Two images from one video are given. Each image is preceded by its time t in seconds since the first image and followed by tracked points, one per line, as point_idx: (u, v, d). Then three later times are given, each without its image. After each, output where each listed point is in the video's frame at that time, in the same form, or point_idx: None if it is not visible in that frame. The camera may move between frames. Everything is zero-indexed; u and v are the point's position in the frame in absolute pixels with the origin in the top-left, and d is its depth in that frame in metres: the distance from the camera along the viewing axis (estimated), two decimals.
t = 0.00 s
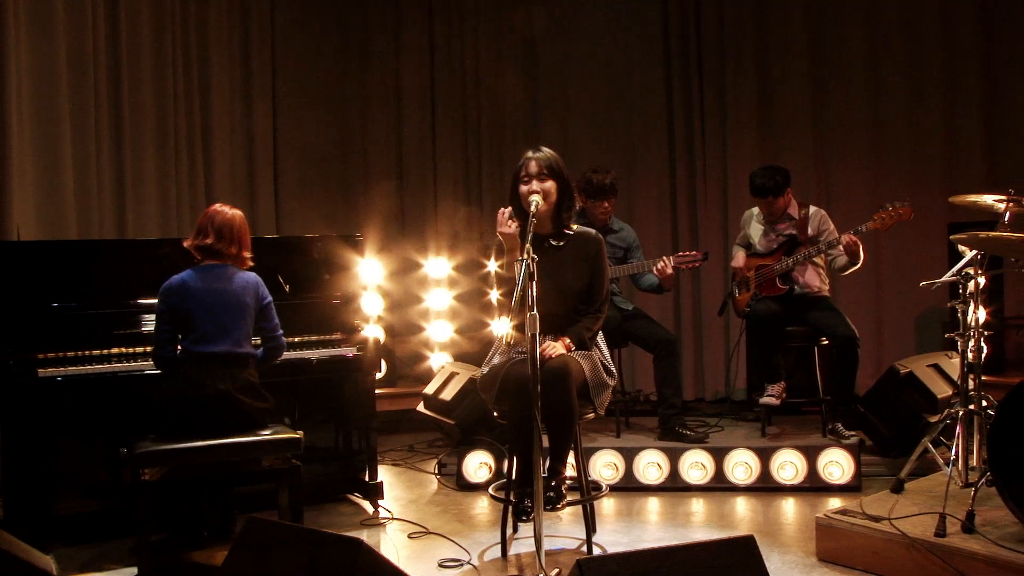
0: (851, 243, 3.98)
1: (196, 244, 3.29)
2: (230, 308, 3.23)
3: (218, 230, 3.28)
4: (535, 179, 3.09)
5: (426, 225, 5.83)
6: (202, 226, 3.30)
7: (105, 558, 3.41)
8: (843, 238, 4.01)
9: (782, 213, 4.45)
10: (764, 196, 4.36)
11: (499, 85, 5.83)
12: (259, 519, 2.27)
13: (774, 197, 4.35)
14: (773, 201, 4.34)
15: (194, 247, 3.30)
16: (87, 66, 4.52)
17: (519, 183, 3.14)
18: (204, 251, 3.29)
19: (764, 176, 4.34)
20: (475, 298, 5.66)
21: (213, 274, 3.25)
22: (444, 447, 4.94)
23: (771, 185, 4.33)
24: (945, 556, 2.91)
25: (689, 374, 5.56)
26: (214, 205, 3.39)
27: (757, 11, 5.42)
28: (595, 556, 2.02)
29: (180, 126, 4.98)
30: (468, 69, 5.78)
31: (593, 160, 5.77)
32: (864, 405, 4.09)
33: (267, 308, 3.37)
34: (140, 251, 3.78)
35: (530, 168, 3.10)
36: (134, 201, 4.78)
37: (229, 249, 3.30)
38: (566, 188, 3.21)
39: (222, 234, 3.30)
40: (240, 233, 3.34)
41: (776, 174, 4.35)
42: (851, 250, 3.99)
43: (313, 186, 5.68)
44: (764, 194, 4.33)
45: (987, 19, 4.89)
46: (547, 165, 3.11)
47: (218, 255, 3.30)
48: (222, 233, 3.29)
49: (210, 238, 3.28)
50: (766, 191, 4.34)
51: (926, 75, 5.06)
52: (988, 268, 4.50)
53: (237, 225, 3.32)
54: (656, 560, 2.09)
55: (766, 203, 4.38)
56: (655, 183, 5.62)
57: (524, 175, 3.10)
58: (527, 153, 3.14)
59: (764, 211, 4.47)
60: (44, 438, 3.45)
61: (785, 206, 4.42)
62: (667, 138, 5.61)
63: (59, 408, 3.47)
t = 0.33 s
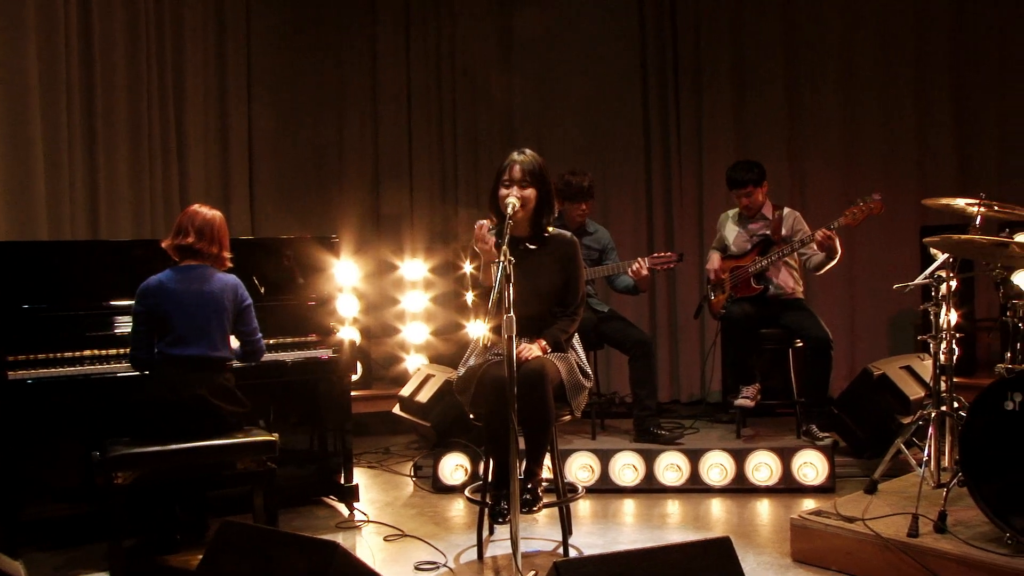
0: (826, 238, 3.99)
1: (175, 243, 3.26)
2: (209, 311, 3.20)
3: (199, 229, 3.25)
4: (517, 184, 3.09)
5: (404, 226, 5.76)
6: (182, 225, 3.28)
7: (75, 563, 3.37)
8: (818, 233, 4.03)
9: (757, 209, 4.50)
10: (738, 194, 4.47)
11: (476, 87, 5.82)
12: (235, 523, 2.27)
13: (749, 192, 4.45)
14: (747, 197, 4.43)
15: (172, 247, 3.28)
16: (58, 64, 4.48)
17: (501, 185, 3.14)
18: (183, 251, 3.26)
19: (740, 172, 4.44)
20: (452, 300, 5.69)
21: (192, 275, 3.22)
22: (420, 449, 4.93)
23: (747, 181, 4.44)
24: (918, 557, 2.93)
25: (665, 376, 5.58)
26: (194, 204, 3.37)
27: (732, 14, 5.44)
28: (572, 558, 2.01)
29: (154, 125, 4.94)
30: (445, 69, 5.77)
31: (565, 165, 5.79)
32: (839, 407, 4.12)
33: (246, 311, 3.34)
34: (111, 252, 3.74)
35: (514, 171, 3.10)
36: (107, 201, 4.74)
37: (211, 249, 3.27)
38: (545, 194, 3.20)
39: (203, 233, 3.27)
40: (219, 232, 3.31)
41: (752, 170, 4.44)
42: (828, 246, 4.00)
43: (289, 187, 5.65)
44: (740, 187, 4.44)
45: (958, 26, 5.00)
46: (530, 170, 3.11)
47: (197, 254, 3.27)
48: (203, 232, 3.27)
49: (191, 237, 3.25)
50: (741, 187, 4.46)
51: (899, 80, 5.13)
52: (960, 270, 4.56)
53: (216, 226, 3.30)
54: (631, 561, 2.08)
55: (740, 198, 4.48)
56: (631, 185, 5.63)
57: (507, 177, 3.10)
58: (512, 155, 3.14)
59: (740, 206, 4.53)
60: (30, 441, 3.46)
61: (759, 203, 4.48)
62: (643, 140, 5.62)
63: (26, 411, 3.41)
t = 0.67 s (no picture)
0: (801, 235, 4.02)
1: (146, 244, 3.24)
2: (180, 313, 3.18)
3: (170, 229, 3.24)
4: (495, 187, 3.09)
5: (378, 227, 5.74)
6: (153, 226, 3.26)
7: (43, 569, 3.33)
8: (792, 229, 4.05)
9: (737, 208, 4.56)
10: (722, 188, 4.51)
11: (450, 90, 5.80)
12: (206, 527, 2.26)
13: (735, 188, 4.49)
14: (732, 189, 4.46)
15: (143, 249, 3.24)
16: (28, 63, 4.43)
17: (478, 187, 3.13)
18: (154, 252, 3.24)
19: (724, 169, 4.50)
20: (427, 303, 5.67)
21: (165, 276, 3.21)
22: (394, 452, 4.91)
23: (733, 177, 4.49)
24: (890, 557, 2.96)
25: (640, 379, 5.59)
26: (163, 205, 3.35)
27: (705, 19, 5.47)
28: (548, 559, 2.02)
29: (126, 125, 4.90)
30: (418, 70, 5.76)
31: (539, 166, 5.76)
32: (812, 410, 4.14)
33: (219, 315, 3.31)
34: (80, 254, 3.70)
35: (493, 175, 3.09)
36: (78, 202, 4.69)
37: (182, 250, 3.26)
38: (519, 198, 3.22)
39: (175, 234, 3.26)
40: (191, 233, 3.30)
41: (735, 169, 4.53)
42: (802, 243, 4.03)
43: (263, 188, 5.61)
44: (723, 178, 4.47)
45: (926, 32, 5.08)
46: (508, 175, 3.11)
47: (168, 255, 3.25)
48: (175, 233, 3.26)
49: (163, 238, 3.23)
50: (727, 182, 4.50)
51: (870, 84, 5.19)
52: (932, 273, 4.61)
53: (188, 226, 3.29)
54: (604, 561, 2.10)
55: (723, 192, 4.50)
56: (606, 188, 5.63)
57: (485, 181, 3.08)
58: (490, 157, 3.13)
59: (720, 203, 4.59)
60: None
61: (740, 201, 4.54)
62: (618, 143, 5.64)
63: None
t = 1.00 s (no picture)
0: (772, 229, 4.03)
1: (113, 242, 3.20)
2: (149, 311, 3.14)
3: (140, 227, 3.21)
4: (467, 185, 3.11)
5: (355, 227, 5.73)
6: (120, 224, 3.22)
7: (12, 569, 3.29)
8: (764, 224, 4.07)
9: (723, 211, 4.57)
10: (710, 190, 4.51)
11: (430, 92, 5.80)
12: (181, 526, 2.24)
13: (722, 190, 4.51)
14: (720, 192, 4.47)
15: (110, 246, 3.20)
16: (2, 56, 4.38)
17: (448, 187, 3.14)
18: (122, 249, 3.20)
19: (712, 171, 4.51)
20: (404, 303, 5.67)
21: (133, 273, 3.16)
22: (369, 453, 4.90)
23: (722, 180, 4.50)
24: (863, 561, 2.97)
25: (616, 381, 5.61)
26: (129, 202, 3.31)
27: (685, 24, 5.50)
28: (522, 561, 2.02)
29: (102, 120, 4.85)
30: (398, 70, 5.75)
31: (518, 168, 5.76)
32: (786, 414, 4.17)
33: (190, 311, 3.26)
34: (53, 251, 3.66)
35: (464, 173, 3.11)
36: (51, 197, 4.64)
37: (151, 248, 3.22)
38: (491, 198, 3.24)
39: (145, 232, 3.23)
40: (159, 231, 3.27)
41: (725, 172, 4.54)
42: (770, 236, 4.06)
43: (240, 186, 5.58)
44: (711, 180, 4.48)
45: (902, 41, 5.13)
46: (479, 173, 3.13)
47: (137, 253, 3.21)
48: (144, 231, 3.22)
49: (132, 236, 3.20)
50: (715, 184, 4.50)
51: (846, 91, 5.23)
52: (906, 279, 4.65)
53: (156, 223, 3.26)
54: (579, 562, 2.11)
55: (711, 194, 4.51)
56: (585, 190, 5.64)
57: (456, 179, 3.10)
58: (460, 158, 3.15)
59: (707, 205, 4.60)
60: None
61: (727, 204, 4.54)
62: (596, 146, 5.65)
63: None
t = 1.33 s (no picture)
0: (758, 235, 4.05)
1: (71, 242, 3.16)
2: (117, 307, 3.11)
3: (96, 225, 3.16)
4: (445, 185, 3.11)
5: (335, 225, 5.70)
6: (76, 223, 3.17)
7: None
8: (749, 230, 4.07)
9: (707, 215, 4.56)
10: (694, 196, 4.52)
11: (411, 91, 5.79)
12: (155, 527, 2.22)
13: (706, 197, 4.51)
14: (704, 199, 4.48)
15: (69, 246, 3.17)
16: None
17: (427, 188, 3.14)
18: (81, 249, 3.17)
19: (698, 176, 4.51)
20: (383, 303, 5.69)
21: (97, 270, 3.14)
22: (348, 453, 4.88)
23: (706, 186, 4.49)
24: (838, 562, 3.00)
25: (595, 383, 5.62)
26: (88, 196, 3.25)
27: (667, 26, 5.51)
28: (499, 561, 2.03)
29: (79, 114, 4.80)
30: (379, 68, 5.74)
31: (499, 169, 5.76)
32: (764, 415, 4.19)
33: (158, 305, 3.24)
34: (28, 248, 3.62)
35: (441, 174, 3.11)
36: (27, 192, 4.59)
37: (109, 245, 3.18)
38: (468, 197, 3.24)
39: (101, 230, 3.18)
40: (117, 226, 3.22)
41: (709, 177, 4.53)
42: (756, 241, 4.08)
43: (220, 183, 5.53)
44: (699, 187, 4.47)
45: (881, 45, 5.16)
46: (456, 173, 3.14)
47: (98, 252, 3.18)
48: (100, 229, 3.17)
49: (88, 235, 3.16)
50: (699, 191, 4.50)
51: (826, 95, 5.27)
52: (884, 282, 4.68)
53: (113, 219, 3.20)
54: (557, 562, 2.12)
55: (696, 200, 4.51)
56: (565, 191, 5.65)
57: (434, 180, 3.10)
58: (435, 159, 3.15)
59: (691, 210, 4.60)
60: None
61: (711, 210, 4.55)
62: (577, 146, 5.65)
63: None
